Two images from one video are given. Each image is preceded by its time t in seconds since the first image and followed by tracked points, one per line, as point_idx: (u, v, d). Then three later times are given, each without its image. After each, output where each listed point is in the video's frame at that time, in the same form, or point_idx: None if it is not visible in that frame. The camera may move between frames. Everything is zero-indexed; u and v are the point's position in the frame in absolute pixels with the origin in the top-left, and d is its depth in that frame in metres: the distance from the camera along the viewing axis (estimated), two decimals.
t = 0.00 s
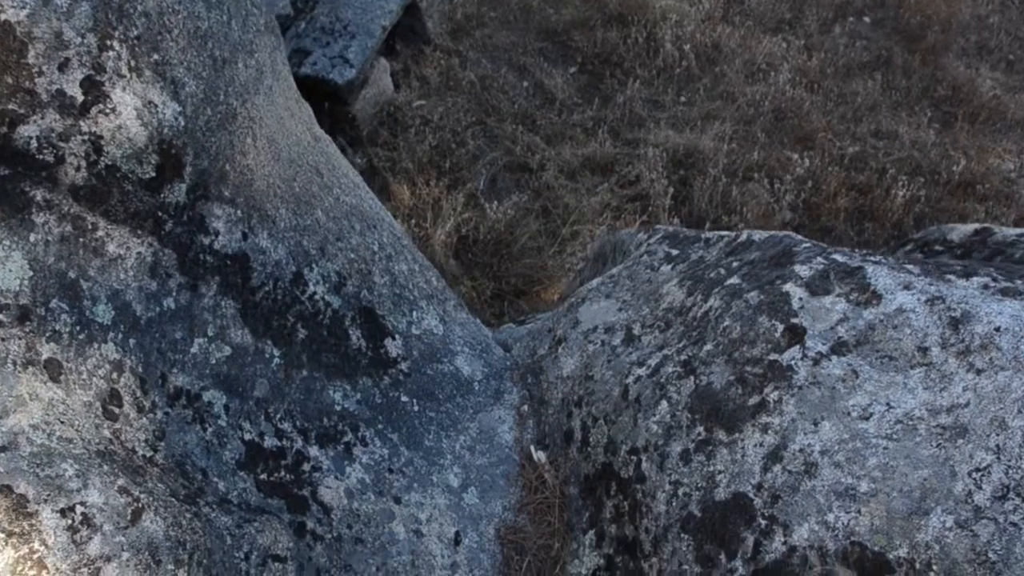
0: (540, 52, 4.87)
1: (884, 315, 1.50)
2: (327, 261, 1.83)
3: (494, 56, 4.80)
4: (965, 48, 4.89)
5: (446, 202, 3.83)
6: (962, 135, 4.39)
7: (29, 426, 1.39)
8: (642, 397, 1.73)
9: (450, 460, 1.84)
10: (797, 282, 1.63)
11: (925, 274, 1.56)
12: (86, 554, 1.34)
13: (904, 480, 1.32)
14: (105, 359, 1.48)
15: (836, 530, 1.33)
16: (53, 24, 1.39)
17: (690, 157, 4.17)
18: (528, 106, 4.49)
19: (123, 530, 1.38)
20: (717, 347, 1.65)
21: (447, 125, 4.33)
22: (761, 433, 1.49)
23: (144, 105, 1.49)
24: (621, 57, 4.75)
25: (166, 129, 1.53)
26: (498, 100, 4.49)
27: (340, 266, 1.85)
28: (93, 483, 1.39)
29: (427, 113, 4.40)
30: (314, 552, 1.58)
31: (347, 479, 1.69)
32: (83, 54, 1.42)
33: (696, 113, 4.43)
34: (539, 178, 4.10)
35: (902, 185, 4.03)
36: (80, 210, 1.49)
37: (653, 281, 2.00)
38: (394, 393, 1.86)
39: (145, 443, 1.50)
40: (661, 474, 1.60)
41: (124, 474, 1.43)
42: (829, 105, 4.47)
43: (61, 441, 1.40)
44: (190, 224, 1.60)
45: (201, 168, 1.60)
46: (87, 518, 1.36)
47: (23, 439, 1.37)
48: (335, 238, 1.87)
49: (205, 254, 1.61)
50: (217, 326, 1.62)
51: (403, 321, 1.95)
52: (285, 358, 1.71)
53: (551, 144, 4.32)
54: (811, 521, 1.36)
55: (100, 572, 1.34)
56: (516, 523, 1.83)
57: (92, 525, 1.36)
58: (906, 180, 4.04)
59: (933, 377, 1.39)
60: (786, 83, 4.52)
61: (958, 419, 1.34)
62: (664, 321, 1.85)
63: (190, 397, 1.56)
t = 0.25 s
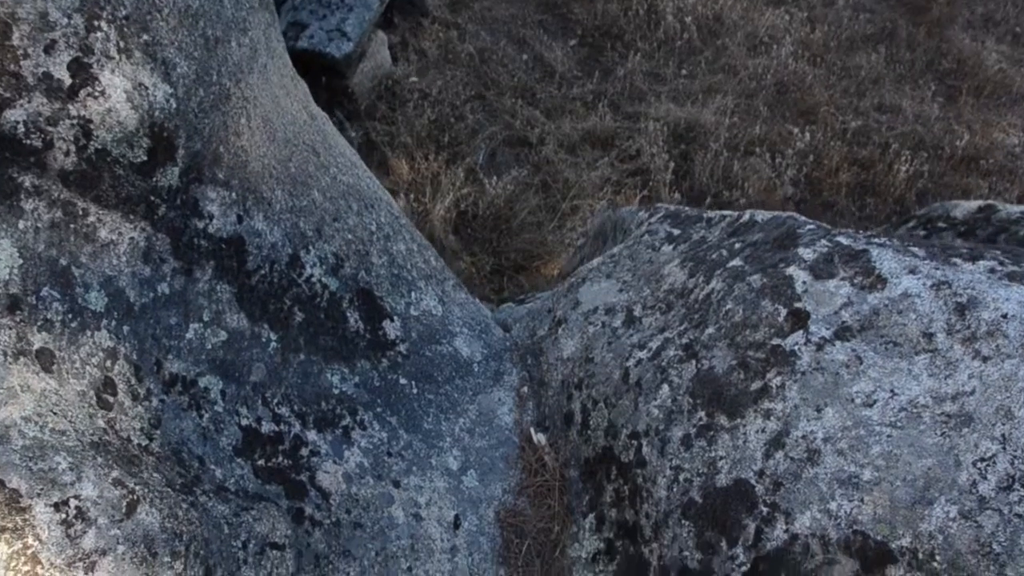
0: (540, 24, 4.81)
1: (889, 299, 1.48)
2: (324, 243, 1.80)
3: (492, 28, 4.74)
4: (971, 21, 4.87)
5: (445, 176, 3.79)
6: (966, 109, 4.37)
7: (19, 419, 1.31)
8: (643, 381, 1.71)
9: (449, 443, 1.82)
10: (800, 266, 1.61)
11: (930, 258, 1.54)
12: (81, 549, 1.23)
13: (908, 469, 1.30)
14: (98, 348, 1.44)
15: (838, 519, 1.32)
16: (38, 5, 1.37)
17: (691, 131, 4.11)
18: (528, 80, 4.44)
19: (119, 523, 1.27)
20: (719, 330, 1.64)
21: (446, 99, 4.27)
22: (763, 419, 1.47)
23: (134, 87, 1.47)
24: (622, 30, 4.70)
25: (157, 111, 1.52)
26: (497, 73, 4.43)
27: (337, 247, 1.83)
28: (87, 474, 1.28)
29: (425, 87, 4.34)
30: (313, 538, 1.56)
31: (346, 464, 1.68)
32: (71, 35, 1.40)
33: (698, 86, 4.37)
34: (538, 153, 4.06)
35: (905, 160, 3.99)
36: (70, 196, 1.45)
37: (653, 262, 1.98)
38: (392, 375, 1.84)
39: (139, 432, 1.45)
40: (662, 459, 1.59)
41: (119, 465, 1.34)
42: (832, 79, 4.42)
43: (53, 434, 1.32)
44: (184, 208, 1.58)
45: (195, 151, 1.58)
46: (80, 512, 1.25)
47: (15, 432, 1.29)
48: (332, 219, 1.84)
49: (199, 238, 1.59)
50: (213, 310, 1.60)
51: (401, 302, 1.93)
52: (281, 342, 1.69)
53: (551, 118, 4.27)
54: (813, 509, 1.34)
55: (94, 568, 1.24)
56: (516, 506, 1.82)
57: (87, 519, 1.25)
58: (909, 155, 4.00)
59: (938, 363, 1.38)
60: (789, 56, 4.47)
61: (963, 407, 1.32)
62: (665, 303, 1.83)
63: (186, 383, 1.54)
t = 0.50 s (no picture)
0: None
1: (895, 283, 1.46)
2: (320, 223, 1.77)
3: None
4: None
5: (444, 149, 3.75)
6: (972, 81, 4.35)
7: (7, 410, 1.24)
8: (644, 363, 1.70)
9: (448, 425, 1.81)
10: (804, 247, 1.59)
11: (937, 241, 1.51)
12: (75, 544, 1.15)
13: (912, 458, 1.29)
14: (91, 334, 1.41)
15: (841, 507, 1.31)
16: None
17: (693, 102, 4.05)
18: (527, 51, 4.37)
19: (113, 515, 1.19)
20: (721, 313, 1.62)
21: (444, 70, 4.20)
22: (766, 404, 1.46)
23: (122, 68, 1.46)
24: None
25: (147, 93, 1.50)
26: (496, 44, 4.37)
27: (333, 227, 1.79)
28: (80, 469, 1.19)
29: (423, 58, 4.26)
30: (311, 524, 1.55)
31: (344, 447, 1.67)
32: (55, 16, 1.39)
33: (700, 57, 4.31)
34: (538, 125, 4.01)
35: (909, 132, 3.95)
36: (60, 180, 1.42)
37: (654, 241, 1.96)
38: (390, 356, 1.82)
39: (134, 420, 1.42)
40: (663, 443, 1.58)
41: (114, 455, 1.27)
42: (835, 50, 4.36)
43: (43, 424, 1.25)
44: (176, 190, 1.55)
45: (187, 132, 1.56)
46: (75, 507, 1.17)
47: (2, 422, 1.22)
48: (329, 197, 1.81)
49: (192, 221, 1.56)
50: (208, 294, 1.57)
51: (399, 282, 1.90)
52: (278, 325, 1.67)
53: (551, 90, 4.22)
54: (816, 497, 1.33)
55: (89, 563, 1.15)
56: (516, 488, 1.81)
57: (81, 513, 1.17)
58: (913, 128, 3.96)
59: (944, 349, 1.36)
60: (792, 26, 4.40)
61: (969, 394, 1.30)
62: (666, 284, 1.81)
63: (181, 368, 1.51)
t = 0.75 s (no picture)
0: None
1: (902, 263, 1.43)
2: (316, 198, 1.73)
3: None
4: None
5: (442, 115, 3.71)
6: (979, 45, 4.27)
7: None
8: (645, 342, 1.68)
9: (447, 402, 1.79)
10: (810, 225, 1.56)
11: (945, 219, 1.48)
12: (68, 535, 1.12)
13: (918, 444, 1.27)
14: (81, 319, 1.40)
15: (844, 493, 1.29)
16: None
17: (696, 68, 3.98)
18: (527, 15, 4.28)
19: (107, 507, 1.16)
20: (724, 292, 1.59)
21: (443, 35, 4.12)
22: (769, 385, 1.44)
23: (107, 44, 1.45)
24: None
25: (134, 69, 1.48)
26: (495, 8, 4.28)
27: (329, 203, 1.76)
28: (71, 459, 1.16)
29: (421, 23, 4.18)
30: (309, 506, 1.52)
31: (341, 427, 1.65)
32: None
33: (701, 22, 4.23)
34: (538, 91, 3.94)
35: (913, 99, 3.88)
36: (46, 161, 1.42)
37: (656, 215, 1.93)
38: (388, 333, 1.80)
39: (128, 404, 1.39)
40: (664, 424, 1.56)
41: (107, 446, 1.24)
42: (840, 14, 4.28)
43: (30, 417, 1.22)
44: (167, 168, 1.52)
45: (177, 109, 1.53)
46: (65, 498, 1.13)
47: None
48: (325, 171, 1.77)
49: (184, 199, 1.54)
50: (201, 274, 1.55)
51: (397, 257, 1.86)
52: (274, 304, 1.64)
53: (550, 55, 4.16)
54: (819, 482, 1.32)
55: (83, 555, 1.12)
56: (515, 466, 1.80)
57: (73, 504, 1.13)
58: (917, 94, 3.89)
59: (951, 332, 1.33)
60: None
61: (978, 379, 1.28)
62: (668, 260, 1.78)
63: (175, 350, 1.49)
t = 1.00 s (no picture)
0: None
1: (910, 244, 1.40)
2: (311, 174, 1.70)
3: None
4: None
5: (441, 83, 3.64)
6: (984, 13, 4.23)
7: None
8: (646, 322, 1.65)
9: (446, 381, 1.77)
10: (816, 204, 1.52)
11: (955, 199, 1.45)
12: (60, 530, 1.10)
13: (924, 431, 1.24)
14: (72, 304, 1.36)
15: (848, 480, 1.27)
16: None
17: (697, 35, 3.93)
18: None
19: (99, 500, 1.13)
20: (728, 272, 1.57)
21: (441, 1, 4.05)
22: (773, 368, 1.42)
23: (92, 20, 1.41)
24: None
25: (121, 46, 1.44)
26: None
27: (325, 179, 1.72)
28: (62, 452, 1.14)
29: None
30: (307, 490, 1.50)
31: (339, 408, 1.63)
32: None
33: None
34: (538, 58, 3.87)
35: (919, 67, 3.80)
36: (31, 142, 1.38)
37: (659, 190, 1.90)
38: (386, 312, 1.77)
39: (121, 390, 1.36)
40: (666, 406, 1.54)
41: (99, 436, 1.22)
42: None
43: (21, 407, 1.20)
44: (158, 146, 1.49)
45: (167, 86, 1.49)
46: (58, 491, 1.11)
47: None
48: (321, 147, 1.73)
49: (176, 178, 1.50)
50: (194, 255, 1.51)
51: (395, 234, 1.83)
52: (270, 283, 1.61)
53: (551, 22, 4.09)
54: (822, 468, 1.30)
55: (77, 548, 1.10)
56: (515, 446, 1.78)
57: (65, 497, 1.11)
58: (923, 61, 3.81)
59: (959, 316, 1.31)
60: None
61: (986, 364, 1.26)
62: (670, 237, 1.76)
63: (168, 334, 1.46)
